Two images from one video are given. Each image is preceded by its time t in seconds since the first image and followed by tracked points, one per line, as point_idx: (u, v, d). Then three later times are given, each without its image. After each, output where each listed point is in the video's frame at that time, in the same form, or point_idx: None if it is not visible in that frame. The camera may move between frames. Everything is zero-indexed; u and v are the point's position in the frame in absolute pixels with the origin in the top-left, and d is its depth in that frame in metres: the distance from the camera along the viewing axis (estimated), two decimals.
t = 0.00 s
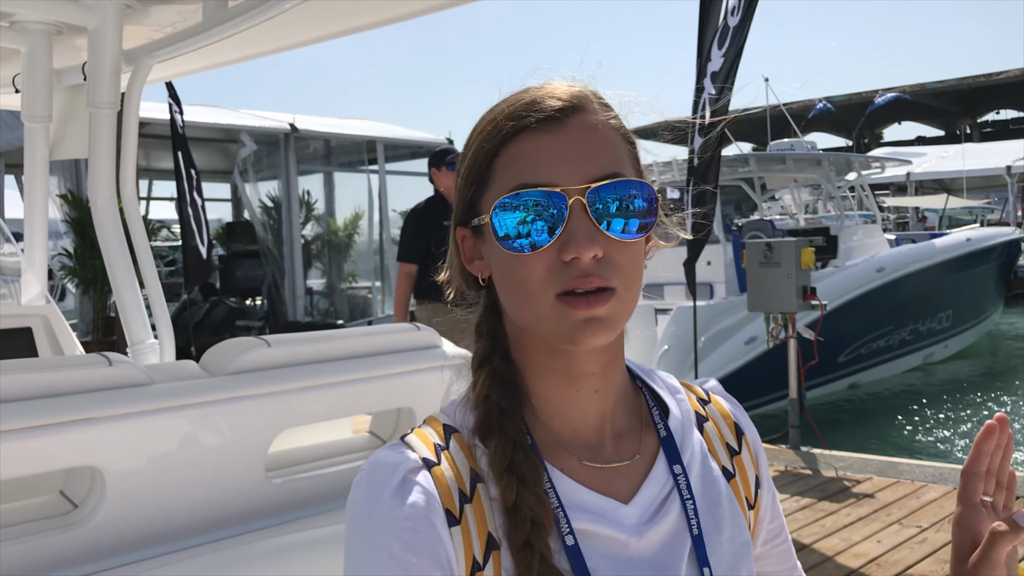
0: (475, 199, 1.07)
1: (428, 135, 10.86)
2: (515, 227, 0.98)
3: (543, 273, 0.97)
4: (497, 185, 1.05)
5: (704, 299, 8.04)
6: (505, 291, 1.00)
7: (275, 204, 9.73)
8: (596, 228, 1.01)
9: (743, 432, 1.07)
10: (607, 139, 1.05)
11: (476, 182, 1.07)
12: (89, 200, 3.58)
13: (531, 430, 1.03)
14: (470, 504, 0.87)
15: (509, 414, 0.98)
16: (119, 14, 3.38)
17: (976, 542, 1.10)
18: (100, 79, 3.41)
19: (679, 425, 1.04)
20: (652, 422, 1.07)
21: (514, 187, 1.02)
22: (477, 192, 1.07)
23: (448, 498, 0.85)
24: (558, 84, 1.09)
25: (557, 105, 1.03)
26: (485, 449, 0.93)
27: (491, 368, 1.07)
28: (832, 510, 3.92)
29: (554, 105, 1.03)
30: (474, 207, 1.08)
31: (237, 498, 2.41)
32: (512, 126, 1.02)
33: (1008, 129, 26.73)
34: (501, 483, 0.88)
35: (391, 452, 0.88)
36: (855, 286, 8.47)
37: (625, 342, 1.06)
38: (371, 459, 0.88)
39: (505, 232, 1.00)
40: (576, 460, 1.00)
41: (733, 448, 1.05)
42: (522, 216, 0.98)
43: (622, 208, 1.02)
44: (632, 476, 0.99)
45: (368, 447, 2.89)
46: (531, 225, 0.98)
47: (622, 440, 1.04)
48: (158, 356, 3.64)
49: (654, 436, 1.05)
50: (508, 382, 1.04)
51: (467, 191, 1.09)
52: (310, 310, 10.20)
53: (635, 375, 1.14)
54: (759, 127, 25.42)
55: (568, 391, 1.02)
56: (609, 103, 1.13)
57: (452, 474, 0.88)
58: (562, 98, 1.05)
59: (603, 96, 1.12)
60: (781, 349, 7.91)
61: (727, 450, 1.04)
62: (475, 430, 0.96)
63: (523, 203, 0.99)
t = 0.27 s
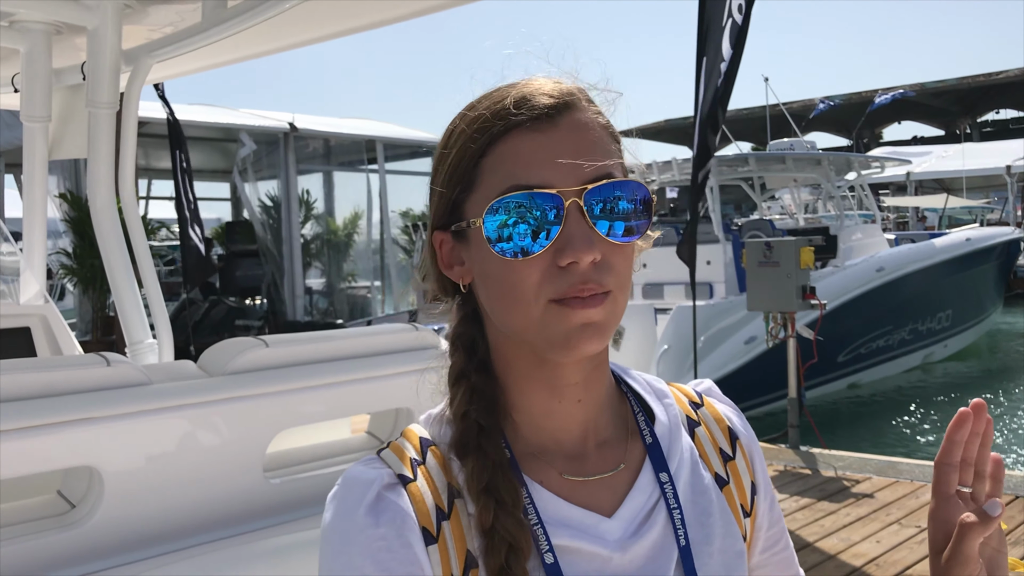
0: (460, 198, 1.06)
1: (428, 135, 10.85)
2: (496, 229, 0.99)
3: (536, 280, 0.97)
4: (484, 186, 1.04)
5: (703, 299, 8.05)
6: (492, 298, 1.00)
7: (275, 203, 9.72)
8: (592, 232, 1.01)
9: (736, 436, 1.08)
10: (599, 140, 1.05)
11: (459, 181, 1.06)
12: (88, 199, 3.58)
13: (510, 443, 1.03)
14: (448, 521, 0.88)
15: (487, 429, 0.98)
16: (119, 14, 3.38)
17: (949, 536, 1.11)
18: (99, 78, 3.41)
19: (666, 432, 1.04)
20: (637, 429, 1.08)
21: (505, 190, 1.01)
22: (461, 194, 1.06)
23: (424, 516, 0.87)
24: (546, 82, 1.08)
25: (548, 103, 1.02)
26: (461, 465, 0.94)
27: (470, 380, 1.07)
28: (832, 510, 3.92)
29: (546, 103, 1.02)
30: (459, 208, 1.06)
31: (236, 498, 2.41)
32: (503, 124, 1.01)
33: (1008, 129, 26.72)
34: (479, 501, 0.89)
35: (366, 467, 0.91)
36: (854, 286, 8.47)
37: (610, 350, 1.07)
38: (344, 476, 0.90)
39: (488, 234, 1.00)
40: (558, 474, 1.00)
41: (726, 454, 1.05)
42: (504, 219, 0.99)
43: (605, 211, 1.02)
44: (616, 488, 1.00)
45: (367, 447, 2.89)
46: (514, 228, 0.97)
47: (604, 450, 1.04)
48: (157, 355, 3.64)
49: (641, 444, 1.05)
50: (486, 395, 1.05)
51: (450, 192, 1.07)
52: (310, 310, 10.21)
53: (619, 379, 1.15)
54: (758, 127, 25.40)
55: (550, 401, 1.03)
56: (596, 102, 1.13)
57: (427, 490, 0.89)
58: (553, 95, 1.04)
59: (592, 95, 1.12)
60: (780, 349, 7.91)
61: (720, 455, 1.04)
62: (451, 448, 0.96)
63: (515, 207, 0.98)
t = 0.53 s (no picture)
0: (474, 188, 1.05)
1: (426, 132, 10.86)
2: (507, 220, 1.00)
3: (550, 275, 0.97)
4: (502, 176, 1.03)
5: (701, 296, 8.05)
6: (500, 291, 1.00)
7: (273, 200, 9.73)
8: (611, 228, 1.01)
9: (738, 435, 1.06)
10: (619, 135, 1.04)
11: (478, 168, 1.05)
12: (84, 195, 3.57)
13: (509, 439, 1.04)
14: (445, 516, 0.88)
15: (488, 427, 0.99)
16: (116, 10, 3.37)
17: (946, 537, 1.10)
18: (96, 74, 3.40)
19: (666, 429, 1.04)
20: (637, 427, 1.07)
21: (525, 181, 1.01)
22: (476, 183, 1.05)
23: (422, 508, 0.87)
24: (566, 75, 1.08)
25: (572, 95, 1.02)
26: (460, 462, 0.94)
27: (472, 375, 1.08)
28: (829, 507, 3.93)
29: (569, 95, 1.01)
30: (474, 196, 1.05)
31: (231, 495, 2.41)
32: (526, 114, 1.00)
33: (1007, 127, 26.70)
34: (479, 498, 0.89)
35: (362, 460, 0.92)
36: (852, 284, 8.47)
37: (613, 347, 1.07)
38: (341, 468, 0.91)
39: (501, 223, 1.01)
40: (558, 471, 1.00)
41: (728, 453, 1.04)
42: (513, 213, 1.00)
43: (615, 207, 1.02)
44: (617, 485, 0.99)
45: (362, 444, 2.89)
46: (524, 222, 0.98)
47: (605, 447, 1.04)
48: (154, 352, 3.64)
49: (641, 441, 1.05)
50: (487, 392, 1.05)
51: (464, 179, 1.06)
52: (308, 307, 10.21)
53: (618, 379, 1.15)
54: (758, 125, 25.39)
55: (551, 397, 1.03)
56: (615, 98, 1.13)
57: (425, 483, 0.89)
58: (575, 88, 1.03)
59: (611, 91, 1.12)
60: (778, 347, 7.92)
61: (721, 454, 1.03)
62: (452, 443, 0.96)
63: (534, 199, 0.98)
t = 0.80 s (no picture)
0: (503, 187, 1.03)
1: (425, 128, 10.84)
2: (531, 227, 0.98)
3: (578, 287, 0.96)
4: (534, 183, 1.01)
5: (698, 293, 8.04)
6: (522, 294, 0.99)
7: (270, 196, 9.71)
8: (640, 249, 1.01)
9: (735, 439, 1.07)
10: (655, 154, 1.04)
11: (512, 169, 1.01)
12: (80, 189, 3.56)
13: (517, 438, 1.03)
14: (453, 515, 0.87)
15: (499, 428, 0.98)
16: (112, 4, 3.37)
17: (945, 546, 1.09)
18: (92, 68, 3.39)
19: (668, 432, 1.04)
20: (639, 431, 1.07)
21: (561, 193, 0.99)
22: (505, 182, 1.02)
23: (432, 510, 0.86)
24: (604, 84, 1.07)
25: (615, 110, 1.00)
26: (469, 463, 0.94)
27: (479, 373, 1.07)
28: (825, 505, 3.93)
29: (613, 111, 1.00)
30: (501, 196, 1.03)
31: (227, 490, 2.41)
32: (573, 124, 0.98)
33: (1006, 126, 26.70)
34: (488, 496, 0.89)
35: (367, 459, 0.90)
36: (849, 283, 8.48)
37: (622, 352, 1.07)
38: (347, 466, 0.89)
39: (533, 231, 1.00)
40: (564, 473, 0.99)
41: (726, 457, 1.04)
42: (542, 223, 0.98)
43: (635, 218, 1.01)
44: (622, 489, 0.99)
45: (358, 439, 2.90)
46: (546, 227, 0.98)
47: (611, 452, 1.04)
48: (150, 347, 3.63)
49: (643, 445, 1.05)
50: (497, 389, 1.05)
51: (494, 178, 1.03)
52: (306, 303, 10.21)
53: (621, 383, 1.14)
54: (756, 123, 25.36)
55: (562, 399, 1.03)
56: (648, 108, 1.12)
57: (435, 483, 0.88)
58: (616, 102, 1.02)
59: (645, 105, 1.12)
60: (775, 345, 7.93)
61: (720, 458, 1.04)
62: (461, 444, 0.96)
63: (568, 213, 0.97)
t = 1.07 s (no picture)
0: (505, 178, 1.03)
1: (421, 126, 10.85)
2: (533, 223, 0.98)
3: (578, 277, 0.97)
4: (535, 173, 1.02)
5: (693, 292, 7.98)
6: (522, 285, 0.99)
7: (266, 192, 9.70)
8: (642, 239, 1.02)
9: (727, 439, 1.08)
10: (658, 145, 1.04)
11: (512, 158, 1.02)
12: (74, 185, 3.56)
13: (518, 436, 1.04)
14: (459, 515, 0.87)
15: (500, 425, 0.99)
16: None
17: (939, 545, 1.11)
18: (86, 63, 3.38)
19: (665, 431, 1.05)
20: (637, 429, 1.08)
21: (561, 182, 1.00)
22: (508, 172, 1.03)
23: (439, 509, 0.86)
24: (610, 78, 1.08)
25: (618, 101, 1.01)
26: (472, 461, 0.94)
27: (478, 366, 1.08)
28: (819, 503, 3.93)
29: (615, 102, 1.01)
30: (503, 186, 1.03)
31: (221, 485, 2.41)
32: (574, 114, 0.99)
33: (1001, 126, 26.75)
34: (492, 493, 0.89)
35: (372, 459, 0.89)
36: (844, 282, 8.49)
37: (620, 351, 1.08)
38: (350, 467, 0.88)
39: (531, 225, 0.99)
40: (563, 471, 1.00)
41: (719, 457, 1.05)
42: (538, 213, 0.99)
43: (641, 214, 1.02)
44: (622, 488, 1.00)
45: (352, 435, 2.87)
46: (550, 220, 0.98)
47: (611, 450, 1.05)
48: (144, 343, 3.63)
49: (641, 443, 1.06)
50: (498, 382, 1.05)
51: (496, 170, 1.04)
52: (301, 300, 10.21)
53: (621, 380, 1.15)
54: (752, 122, 25.38)
55: (562, 395, 1.04)
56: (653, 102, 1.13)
57: (439, 482, 0.88)
58: (620, 93, 1.03)
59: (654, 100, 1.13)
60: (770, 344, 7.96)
61: (712, 458, 1.05)
62: (461, 440, 0.96)
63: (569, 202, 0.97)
